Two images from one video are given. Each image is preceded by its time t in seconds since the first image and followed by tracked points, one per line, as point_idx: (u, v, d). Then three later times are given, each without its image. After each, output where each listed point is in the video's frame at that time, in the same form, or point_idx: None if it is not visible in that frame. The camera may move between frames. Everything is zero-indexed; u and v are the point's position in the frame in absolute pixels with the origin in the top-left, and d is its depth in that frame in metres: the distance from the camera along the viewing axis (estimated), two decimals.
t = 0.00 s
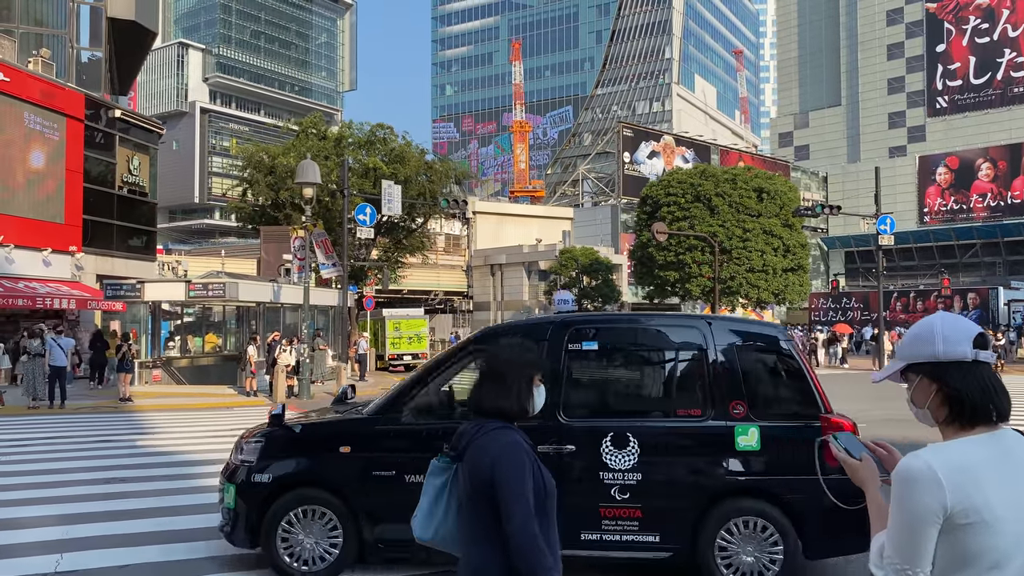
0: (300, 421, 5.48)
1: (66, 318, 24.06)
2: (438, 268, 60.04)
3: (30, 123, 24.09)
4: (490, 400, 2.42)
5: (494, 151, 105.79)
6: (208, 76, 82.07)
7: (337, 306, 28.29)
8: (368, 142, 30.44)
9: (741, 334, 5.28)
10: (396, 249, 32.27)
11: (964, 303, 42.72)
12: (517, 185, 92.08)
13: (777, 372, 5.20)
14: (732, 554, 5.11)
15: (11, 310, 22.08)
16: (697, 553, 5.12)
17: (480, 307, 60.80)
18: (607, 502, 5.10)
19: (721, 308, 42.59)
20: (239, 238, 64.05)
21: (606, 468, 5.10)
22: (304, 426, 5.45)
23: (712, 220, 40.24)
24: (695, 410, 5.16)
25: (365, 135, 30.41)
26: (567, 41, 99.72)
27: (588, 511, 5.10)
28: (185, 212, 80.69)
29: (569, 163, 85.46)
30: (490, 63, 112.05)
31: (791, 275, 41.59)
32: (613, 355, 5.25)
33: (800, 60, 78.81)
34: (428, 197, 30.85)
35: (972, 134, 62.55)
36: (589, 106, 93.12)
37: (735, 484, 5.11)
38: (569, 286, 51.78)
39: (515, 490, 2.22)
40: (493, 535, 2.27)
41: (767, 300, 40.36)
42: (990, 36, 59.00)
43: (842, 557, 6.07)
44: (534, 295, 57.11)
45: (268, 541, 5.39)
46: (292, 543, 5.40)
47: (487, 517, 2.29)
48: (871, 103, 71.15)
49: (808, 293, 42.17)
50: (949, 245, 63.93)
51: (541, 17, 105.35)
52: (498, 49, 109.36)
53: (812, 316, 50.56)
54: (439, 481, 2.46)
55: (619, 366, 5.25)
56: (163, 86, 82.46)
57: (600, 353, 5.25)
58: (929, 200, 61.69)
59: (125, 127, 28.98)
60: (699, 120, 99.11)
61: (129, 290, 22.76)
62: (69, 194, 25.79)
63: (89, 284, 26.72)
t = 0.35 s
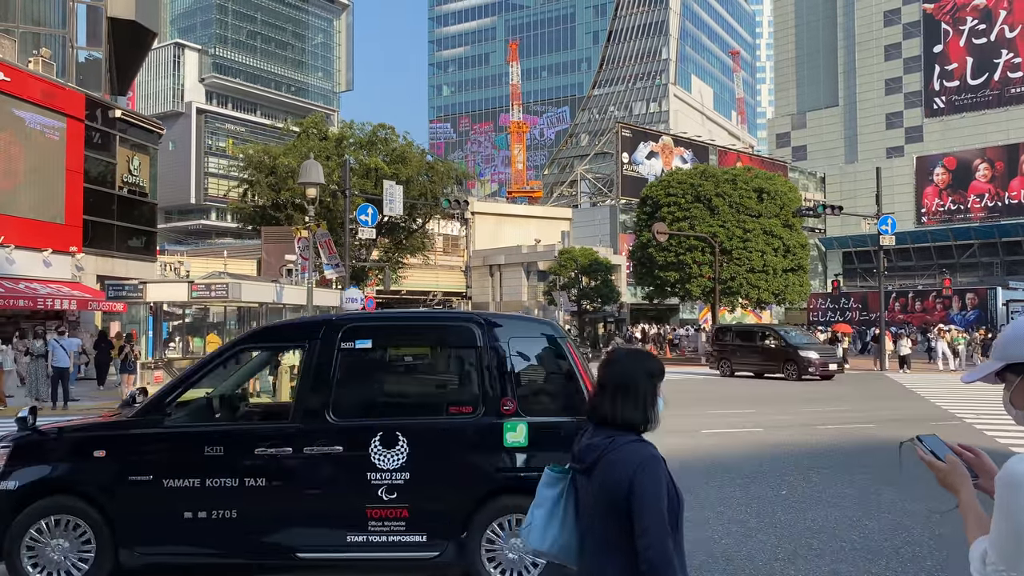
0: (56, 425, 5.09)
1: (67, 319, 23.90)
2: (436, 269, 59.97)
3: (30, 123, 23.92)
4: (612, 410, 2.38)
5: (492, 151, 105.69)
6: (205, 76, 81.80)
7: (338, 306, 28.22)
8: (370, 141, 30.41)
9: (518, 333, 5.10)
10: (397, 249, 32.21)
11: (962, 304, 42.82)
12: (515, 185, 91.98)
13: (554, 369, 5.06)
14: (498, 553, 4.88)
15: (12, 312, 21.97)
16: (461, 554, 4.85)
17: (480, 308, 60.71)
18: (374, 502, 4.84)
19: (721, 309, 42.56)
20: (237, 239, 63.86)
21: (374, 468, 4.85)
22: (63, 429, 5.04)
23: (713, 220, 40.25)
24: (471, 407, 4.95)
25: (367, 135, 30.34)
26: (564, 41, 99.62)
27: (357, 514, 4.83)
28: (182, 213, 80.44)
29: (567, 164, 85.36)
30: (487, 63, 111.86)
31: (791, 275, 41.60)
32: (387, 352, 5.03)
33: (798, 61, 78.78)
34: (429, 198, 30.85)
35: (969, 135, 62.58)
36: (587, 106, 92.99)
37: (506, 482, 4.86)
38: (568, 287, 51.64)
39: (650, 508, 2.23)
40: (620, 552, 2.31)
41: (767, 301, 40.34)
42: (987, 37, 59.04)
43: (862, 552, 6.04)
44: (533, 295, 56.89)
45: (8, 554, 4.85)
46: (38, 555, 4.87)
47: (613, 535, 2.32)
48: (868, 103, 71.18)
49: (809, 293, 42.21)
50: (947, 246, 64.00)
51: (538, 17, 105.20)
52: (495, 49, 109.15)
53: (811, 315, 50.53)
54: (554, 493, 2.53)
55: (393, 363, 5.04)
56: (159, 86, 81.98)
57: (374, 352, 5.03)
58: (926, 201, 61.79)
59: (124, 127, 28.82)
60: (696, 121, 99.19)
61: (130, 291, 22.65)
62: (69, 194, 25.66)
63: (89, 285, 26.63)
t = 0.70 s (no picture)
0: None
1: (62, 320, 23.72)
2: (431, 269, 59.89)
3: (25, 123, 23.70)
4: (738, 411, 2.52)
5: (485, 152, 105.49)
6: (196, 76, 81.39)
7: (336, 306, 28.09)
8: (368, 142, 30.31)
9: (259, 343, 5.21)
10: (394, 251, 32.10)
11: (955, 304, 42.94)
12: (509, 185, 91.77)
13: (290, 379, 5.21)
14: None
15: (8, 313, 21.80)
16: (196, 559, 4.97)
17: (474, 308, 60.60)
18: (97, 516, 4.94)
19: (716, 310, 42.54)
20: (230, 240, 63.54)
21: (101, 479, 4.96)
22: None
23: (708, 221, 40.27)
24: (205, 416, 5.09)
25: (363, 136, 30.26)
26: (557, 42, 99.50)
27: (80, 528, 4.92)
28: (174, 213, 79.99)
29: (561, 164, 85.18)
30: (480, 63, 111.64)
31: (786, 276, 41.72)
32: (127, 359, 5.10)
33: (791, 62, 78.79)
34: (426, 199, 30.77)
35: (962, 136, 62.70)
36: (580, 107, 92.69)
37: (242, 490, 5.01)
38: (562, 287, 51.45)
39: (794, 504, 2.34)
40: (755, 547, 2.45)
41: (763, 301, 40.35)
42: (979, 38, 59.24)
43: (879, 553, 6.05)
44: (528, 296, 56.65)
45: None
46: None
47: (742, 531, 2.46)
48: (861, 105, 71.29)
49: (804, 294, 42.29)
50: (940, 246, 64.18)
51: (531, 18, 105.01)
52: (488, 50, 108.93)
53: (805, 316, 50.48)
54: (675, 492, 2.71)
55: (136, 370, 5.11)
56: (151, 86, 81.49)
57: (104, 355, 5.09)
58: (918, 202, 62.04)
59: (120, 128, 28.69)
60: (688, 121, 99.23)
61: (128, 292, 22.46)
62: (65, 194, 25.52)
63: (84, 286, 26.46)
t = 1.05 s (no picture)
0: None
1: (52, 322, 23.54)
2: (421, 270, 59.83)
3: (15, 123, 23.54)
4: (813, 419, 2.61)
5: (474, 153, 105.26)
6: (183, 76, 80.80)
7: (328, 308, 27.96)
8: (360, 142, 30.23)
9: None
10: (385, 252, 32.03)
11: (942, 305, 43.27)
12: (499, 186, 91.56)
13: None
14: None
15: None
16: None
17: (464, 309, 60.46)
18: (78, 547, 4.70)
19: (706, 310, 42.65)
20: (218, 241, 63.12)
21: None
22: None
23: (699, 222, 40.32)
24: None
25: (355, 137, 30.17)
26: (546, 43, 99.35)
27: None
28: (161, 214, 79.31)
29: (551, 164, 85.15)
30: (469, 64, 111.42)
31: (775, 277, 41.89)
32: None
33: (779, 64, 79.05)
34: (418, 200, 30.71)
35: (949, 138, 63.12)
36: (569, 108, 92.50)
37: None
38: (552, 288, 51.35)
39: (877, 510, 2.43)
40: (832, 552, 2.54)
41: (753, 302, 40.45)
42: (966, 41, 59.66)
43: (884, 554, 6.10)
44: (518, 297, 56.61)
45: None
46: None
47: (816, 535, 2.56)
48: (848, 106, 71.60)
49: (793, 295, 42.45)
50: (927, 247, 64.60)
51: (520, 19, 104.82)
52: (477, 51, 108.67)
53: (794, 317, 50.59)
54: (750, 498, 2.79)
55: None
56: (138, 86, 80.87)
57: None
58: (906, 203, 62.43)
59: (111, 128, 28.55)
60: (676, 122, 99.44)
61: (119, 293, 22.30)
62: (55, 195, 25.34)
63: (74, 287, 26.25)
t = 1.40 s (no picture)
0: None
1: (35, 323, 23.35)
2: (407, 271, 59.71)
3: None
4: (860, 414, 2.70)
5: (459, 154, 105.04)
6: (166, 75, 80.08)
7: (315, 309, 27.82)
8: (347, 143, 30.13)
9: None
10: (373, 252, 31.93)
11: (925, 305, 43.75)
12: (484, 186, 91.43)
13: None
14: None
15: None
16: None
17: (450, 310, 60.39)
18: None
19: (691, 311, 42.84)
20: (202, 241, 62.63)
21: None
22: None
23: (684, 223, 40.47)
24: None
25: (341, 137, 30.03)
26: (531, 43, 99.24)
27: None
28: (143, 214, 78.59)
29: (536, 165, 85.20)
30: (454, 65, 111.24)
31: (760, 277, 42.14)
32: None
33: (763, 66, 79.47)
34: (405, 201, 30.64)
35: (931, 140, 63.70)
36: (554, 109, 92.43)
37: None
38: (539, 289, 51.33)
39: (931, 495, 2.49)
40: (887, 543, 2.57)
41: (738, 303, 40.67)
42: (947, 44, 60.25)
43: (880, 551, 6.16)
44: (504, 298, 56.62)
45: None
46: None
47: (870, 523, 2.60)
48: (832, 108, 72.07)
49: (777, 295, 42.71)
50: (909, 248, 65.19)
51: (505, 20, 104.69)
52: (462, 51, 108.44)
53: (778, 318, 50.87)
54: (802, 492, 2.81)
55: None
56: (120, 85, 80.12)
57: None
58: (889, 204, 62.95)
59: (95, 127, 28.32)
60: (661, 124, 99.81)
61: (105, 294, 22.10)
62: (39, 196, 25.08)
63: (58, 288, 25.99)
